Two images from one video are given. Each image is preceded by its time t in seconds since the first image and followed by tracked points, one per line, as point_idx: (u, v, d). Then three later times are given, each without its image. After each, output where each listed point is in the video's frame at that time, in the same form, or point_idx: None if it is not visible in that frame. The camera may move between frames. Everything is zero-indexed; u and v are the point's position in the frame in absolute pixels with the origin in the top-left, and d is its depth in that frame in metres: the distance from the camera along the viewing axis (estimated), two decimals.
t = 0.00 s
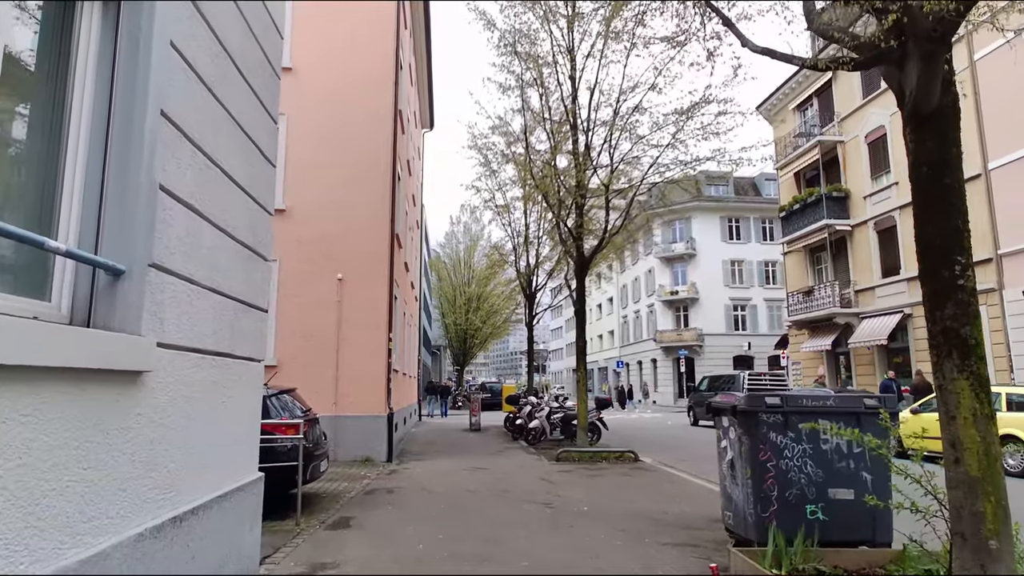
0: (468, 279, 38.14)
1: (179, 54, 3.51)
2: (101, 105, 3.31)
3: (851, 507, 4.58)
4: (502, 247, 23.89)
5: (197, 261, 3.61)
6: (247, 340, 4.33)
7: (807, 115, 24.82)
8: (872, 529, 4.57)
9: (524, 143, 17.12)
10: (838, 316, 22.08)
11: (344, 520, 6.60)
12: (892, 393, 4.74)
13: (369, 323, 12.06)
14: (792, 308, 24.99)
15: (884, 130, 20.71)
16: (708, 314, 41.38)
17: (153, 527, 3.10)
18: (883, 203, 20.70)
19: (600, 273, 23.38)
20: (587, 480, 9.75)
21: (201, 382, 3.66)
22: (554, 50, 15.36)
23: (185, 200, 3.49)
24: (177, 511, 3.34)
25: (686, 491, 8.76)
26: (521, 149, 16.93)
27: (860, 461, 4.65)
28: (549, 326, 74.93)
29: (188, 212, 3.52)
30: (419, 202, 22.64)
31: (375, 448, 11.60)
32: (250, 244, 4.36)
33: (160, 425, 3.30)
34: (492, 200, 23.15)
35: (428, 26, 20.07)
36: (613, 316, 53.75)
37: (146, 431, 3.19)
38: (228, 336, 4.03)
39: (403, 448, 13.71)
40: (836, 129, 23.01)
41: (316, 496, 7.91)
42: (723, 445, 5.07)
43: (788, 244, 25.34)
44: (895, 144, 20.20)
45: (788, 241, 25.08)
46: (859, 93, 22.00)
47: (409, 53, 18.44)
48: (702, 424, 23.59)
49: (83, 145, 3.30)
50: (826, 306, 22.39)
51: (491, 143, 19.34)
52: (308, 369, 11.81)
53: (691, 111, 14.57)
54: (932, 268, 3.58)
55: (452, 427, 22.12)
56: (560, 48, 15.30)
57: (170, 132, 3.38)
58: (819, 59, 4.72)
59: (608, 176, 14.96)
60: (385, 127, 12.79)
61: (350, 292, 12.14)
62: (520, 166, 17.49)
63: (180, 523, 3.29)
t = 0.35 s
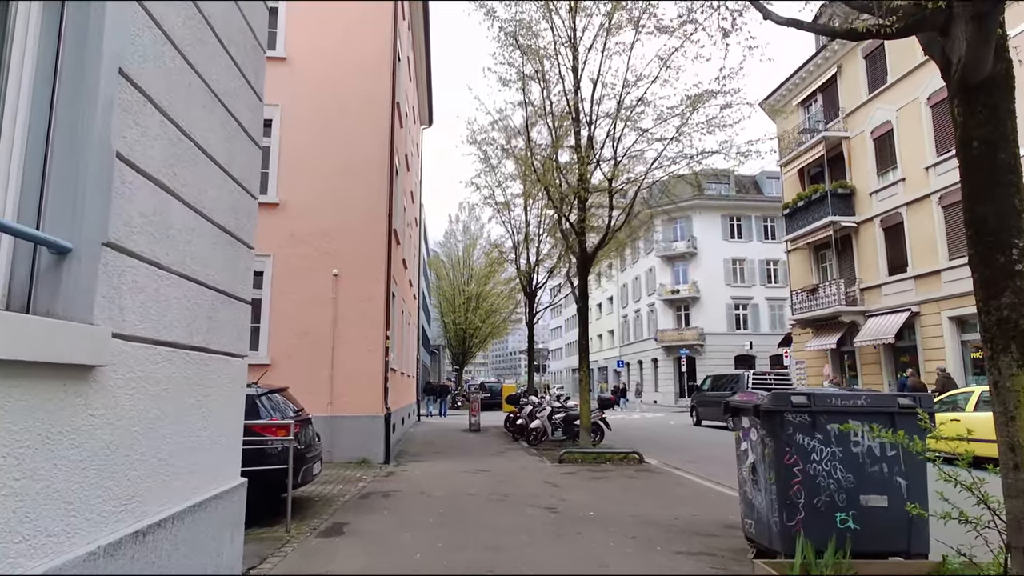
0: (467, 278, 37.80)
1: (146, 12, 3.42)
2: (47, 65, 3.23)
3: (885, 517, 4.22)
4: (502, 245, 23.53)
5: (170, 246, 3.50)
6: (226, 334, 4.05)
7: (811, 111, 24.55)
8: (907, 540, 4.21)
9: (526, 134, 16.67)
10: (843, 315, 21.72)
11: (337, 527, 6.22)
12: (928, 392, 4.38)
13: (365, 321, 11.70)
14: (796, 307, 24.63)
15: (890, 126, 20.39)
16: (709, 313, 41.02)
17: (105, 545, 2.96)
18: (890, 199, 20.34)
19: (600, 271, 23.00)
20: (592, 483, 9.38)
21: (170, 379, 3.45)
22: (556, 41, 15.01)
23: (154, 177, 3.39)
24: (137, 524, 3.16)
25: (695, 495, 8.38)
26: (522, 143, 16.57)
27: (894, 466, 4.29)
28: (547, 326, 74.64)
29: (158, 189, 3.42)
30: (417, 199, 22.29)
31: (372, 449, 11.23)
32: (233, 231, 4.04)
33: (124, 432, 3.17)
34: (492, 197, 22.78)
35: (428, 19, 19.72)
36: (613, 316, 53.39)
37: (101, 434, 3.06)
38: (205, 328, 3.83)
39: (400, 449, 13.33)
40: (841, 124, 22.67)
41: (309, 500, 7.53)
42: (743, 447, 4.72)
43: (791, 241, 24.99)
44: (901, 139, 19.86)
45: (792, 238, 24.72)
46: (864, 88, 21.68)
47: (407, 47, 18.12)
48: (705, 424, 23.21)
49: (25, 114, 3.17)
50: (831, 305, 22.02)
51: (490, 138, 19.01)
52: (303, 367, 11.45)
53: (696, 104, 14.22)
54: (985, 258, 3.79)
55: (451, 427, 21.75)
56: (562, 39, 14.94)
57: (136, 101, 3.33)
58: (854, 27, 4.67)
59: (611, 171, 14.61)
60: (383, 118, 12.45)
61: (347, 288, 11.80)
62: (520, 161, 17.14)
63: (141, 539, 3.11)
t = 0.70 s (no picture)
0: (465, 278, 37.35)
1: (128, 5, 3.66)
2: None
3: (925, 536, 3.79)
4: (501, 244, 23.11)
5: (118, 236, 3.57)
6: (187, 333, 4.20)
7: (815, 108, 24.19)
8: (950, 562, 3.78)
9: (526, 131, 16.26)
10: (849, 315, 21.31)
11: (323, 541, 5.79)
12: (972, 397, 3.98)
13: (357, 321, 11.25)
14: (800, 307, 24.22)
15: (896, 122, 20.05)
16: (710, 314, 40.57)
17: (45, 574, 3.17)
18: (896, 197, 19.97)
19: (601, 271, 22.58)
20: (593, 490, 8.98)
21: (121, 387, 3.59)
22: (557, 34, 14.60)
23: (91, 146, 3.41)
24: (69, 556, 3.19)
25: (703, 504, 7.98)
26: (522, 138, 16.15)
27: (935, 479, 3.85)
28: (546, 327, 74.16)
29: (96, 161, 3.46)
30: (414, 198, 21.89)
31: (365, 454, 10.79)
32: (194, 214, 4.22)
33: (55, 448, 3.16)
34: (490, 196, 22.35)
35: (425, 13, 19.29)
36: (613, 317, 52.94)
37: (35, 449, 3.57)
38: (164, 329, 3.96)
39: (395, 454, 12.90)
40: (846, 121, 22.30)
41: (295, 510, 7.11)
42: (765, 457, 4.31)
43: (795, 240, 24.59)
44: (907, 136, 19.53)
45: (795, 237, 24.31)
46: (870, 84, 21.30)
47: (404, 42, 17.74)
48: (707, 427, 22.76)
49: None
50: (836, 305, 21.61)
51: (489, 134, 18.59)
52: (294, 369, 11.00)
53: (700, 97, 13.81)
54: None
55: (449, 430, 21.31)
56: (563, 32, 14.52)
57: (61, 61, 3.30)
58: None
59: (613, 167, 14.19)
60: (378, 111, 12.00)
61: (340, 286, 11.34)
62: (519, 157, 16.74)
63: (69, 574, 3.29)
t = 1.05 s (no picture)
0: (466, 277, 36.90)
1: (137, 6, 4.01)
2: None
3: (984, 548, 3.45)
4: (502, 241, 22.72)
5: (71, 202, 3.61)
6: (157, 321, 4.12)
7: (822, 103, 23.79)
8: None
9: (529, 124, 15.88)
10: (857, 313, 20.92)
11: (317, 549, 5.41)
12: None
13: (354, 317, 10.87)
14: (806, 305, 23.84)
15: (906, 116, 19.67)
16: (714, 314, 40.14)
17: None
18: (906, 192, 19.58)
19: (605, 268, 22.19)
20: (600, 492, 8.62)
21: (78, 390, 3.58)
22: (561, 23, 14.21)
23: (37, 98, 3.50)
24: None
25: (717, 507, 7.63)
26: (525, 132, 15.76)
27: (991, 484, 3.50)
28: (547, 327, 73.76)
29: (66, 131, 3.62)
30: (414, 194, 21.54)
31: (364, 455, 10.41)
32: (167, 185, 4.26)
33: None
34: (491, 192, 21.96)
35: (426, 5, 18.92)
36: (615, 316, 52.52)
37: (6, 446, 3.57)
38: (131, 316, 3.94)
39: (395, 454, 12.53)
40: (854, 116, 21.92)
41: (289, 514, 6.73)
42: (800, 459, 3.91)
43: (801, 238, 24.19)
44: (916, 130, 19.17)
45: (802, 235, 23.92)
46: (879, 78, 20.92)
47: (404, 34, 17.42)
48: (713, 427, 22.38)
49: None
50: (844, 303, 21.22)
51: (491, 127, 18.21)
52: (289, 368, 10.61)
53: (708, 88, 13.42)
54: None
55: (449, 430, 20.93)
56: (567, 21, 14.12)
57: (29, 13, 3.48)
58: None
59: (619, 160, 13.77)
60: (376, 101, 11.62)
61: (337, 281, 10.97)
62: (521, 152, 16.36)
63: None
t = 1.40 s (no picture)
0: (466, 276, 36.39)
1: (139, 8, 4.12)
2: None
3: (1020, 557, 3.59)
4: (503, 240, 22.29)
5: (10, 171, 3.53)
6: (113, 316, 3.89)
7: (829, 99, 23.39)
8: None
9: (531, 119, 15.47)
10: (866, 313, 20.51)
11: (308, 565, 5.00)
12: None
13: (352, 317, 10.48)
14: (813, 305, 23.44)
15: (915, 112, 19.29)
16: (717, 314, 39.71)
17: None
18: (916, 189, 19.19)
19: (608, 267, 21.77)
20: (609, 499, 8.24)
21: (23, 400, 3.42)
22: (565, 14, 13.80)
23: None
24: None
25: (733, 516, 7.23)
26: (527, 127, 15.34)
27: None
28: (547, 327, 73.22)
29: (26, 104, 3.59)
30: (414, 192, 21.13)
31: (361, 460, 10.01)
32: (133, 167, 4.08)
33: None
34: (492, 190, 21.55)
35: None
36: (616, 317, 52.05)
37: None
38: (83, 309, 3.74)
39: (394, 459, 12.13)
40: (861, 112, 21.53)
41: (280, 526, 6.33)
42: (840, 471, 3.86)
43: (807, 237, 23.78)
44: (926, 126, 18.79)
45: (808, 233, 23.52)
46: (887, 73, 20.53)
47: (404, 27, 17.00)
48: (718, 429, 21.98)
49: None
50: (852, 302, 20.82)
51: (492, 123, 17.79)
52: (285, 369, 10.22)
53: (717, 81, 13.02)
54: None
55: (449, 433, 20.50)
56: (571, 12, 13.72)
57: None
58: None
59: (625, 155, 13.36)
60: (374, 94, 11.22)
61: (334, 279, 10.58)
62: (523, 147, 15.94)
63: None
